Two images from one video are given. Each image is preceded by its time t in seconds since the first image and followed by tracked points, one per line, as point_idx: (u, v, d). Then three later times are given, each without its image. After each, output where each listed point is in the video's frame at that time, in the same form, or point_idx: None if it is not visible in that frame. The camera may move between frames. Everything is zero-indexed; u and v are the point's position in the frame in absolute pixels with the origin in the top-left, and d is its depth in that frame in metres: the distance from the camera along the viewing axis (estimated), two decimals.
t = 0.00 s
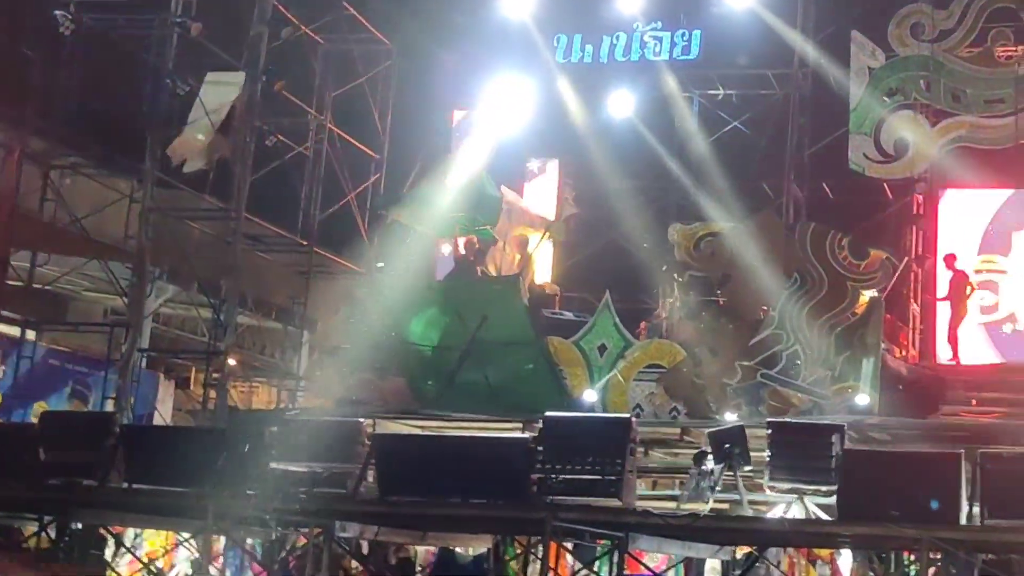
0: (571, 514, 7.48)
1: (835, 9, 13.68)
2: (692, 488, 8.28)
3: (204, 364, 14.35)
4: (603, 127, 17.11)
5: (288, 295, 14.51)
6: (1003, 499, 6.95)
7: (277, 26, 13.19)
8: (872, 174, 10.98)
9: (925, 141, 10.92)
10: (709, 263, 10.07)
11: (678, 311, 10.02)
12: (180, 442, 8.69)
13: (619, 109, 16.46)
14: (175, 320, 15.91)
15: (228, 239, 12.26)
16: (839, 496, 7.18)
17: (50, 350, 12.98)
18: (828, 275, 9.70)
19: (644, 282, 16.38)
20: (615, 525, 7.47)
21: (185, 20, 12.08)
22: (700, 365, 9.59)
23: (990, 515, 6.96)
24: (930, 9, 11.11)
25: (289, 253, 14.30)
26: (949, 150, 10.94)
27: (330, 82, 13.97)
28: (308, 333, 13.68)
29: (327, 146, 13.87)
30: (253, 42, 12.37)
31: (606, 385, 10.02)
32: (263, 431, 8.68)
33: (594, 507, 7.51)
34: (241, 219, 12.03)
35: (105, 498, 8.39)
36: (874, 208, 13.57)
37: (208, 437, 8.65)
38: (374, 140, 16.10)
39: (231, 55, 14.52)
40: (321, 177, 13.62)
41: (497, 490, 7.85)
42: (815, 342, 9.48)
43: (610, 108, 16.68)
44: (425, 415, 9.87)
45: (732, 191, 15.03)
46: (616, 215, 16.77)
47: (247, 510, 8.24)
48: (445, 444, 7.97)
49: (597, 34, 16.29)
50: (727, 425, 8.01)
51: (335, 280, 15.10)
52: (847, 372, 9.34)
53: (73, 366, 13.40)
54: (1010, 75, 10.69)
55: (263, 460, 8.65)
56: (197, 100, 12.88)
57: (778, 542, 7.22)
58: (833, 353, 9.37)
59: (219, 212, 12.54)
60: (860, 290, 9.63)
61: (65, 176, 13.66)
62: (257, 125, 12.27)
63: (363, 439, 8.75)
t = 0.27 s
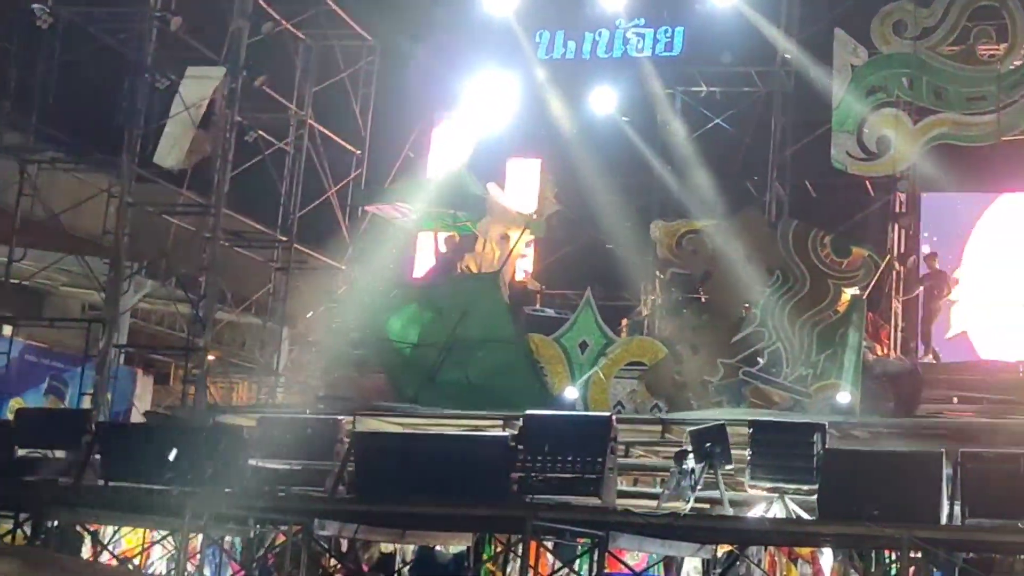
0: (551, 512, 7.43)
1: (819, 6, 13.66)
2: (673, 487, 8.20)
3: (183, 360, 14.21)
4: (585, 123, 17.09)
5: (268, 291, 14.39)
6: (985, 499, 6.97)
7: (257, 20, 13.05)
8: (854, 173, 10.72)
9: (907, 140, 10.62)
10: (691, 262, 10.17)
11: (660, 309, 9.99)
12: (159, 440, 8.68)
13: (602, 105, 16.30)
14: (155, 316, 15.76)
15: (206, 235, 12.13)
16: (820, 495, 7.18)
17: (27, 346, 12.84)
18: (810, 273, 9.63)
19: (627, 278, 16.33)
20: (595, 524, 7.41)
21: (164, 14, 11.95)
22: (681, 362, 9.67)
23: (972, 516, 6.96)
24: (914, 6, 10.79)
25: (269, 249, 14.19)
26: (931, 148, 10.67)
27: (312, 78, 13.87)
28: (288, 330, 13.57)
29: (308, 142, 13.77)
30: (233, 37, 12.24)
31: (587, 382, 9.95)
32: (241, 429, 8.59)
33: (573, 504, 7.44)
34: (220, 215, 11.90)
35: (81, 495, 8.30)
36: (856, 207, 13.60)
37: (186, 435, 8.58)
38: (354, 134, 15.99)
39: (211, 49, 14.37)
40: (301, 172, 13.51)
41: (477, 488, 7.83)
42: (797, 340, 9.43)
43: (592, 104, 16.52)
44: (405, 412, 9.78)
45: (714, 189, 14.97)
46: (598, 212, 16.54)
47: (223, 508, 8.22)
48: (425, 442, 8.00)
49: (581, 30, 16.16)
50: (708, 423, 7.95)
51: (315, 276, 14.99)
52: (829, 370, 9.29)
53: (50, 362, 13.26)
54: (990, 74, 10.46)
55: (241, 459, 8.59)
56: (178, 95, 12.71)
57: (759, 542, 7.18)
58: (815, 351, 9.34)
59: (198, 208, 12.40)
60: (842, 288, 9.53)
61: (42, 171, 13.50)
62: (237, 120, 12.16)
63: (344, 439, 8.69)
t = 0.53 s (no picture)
0: (528, 513, 7.37)
1: (797, 6, 13.63)
2: (649, 487, 8.15)
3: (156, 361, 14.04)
4: (562, 124, 16.64)
5: (243, 291, 14.24)
6: (961, 498, 6.98)
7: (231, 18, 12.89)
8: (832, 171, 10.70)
9: (885, 140, 10.60)
10: (669, 262, 10.04)
11: (637, 308, 9.94)
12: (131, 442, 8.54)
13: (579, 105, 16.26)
14: (128, 316, 15.57)
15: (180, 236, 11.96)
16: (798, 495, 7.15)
17: None
18: (788, 274, 9.61)
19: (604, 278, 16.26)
20: (572, 525, 7.37)
21: (137, 12, 11.79)
22: (659, 363, 9.62)
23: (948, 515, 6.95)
24: (892, 6, 10.72)
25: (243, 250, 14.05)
26: (908, 147, 10.66)
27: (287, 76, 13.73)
28: (263, 330, 13.43)
29: (282, 141, 13.63)
30: (207, 35, 12.08)
31: (563, 382, 9.88)
32: (213, 432, 8.47)
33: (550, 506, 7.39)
34: (194, 215, 11.74)
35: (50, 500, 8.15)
36: (832, 206, 13.61)
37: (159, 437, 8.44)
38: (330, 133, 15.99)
39: (185, 47, 14.20)
40: (276, 172, 13.37)
41: (453, 490, 7.77)
42: (775, 339, 9.43)
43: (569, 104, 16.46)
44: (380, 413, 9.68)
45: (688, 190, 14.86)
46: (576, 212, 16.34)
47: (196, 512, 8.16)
48: (400, 443, 7.95)
49: (558, 30, 16.26)
50: (685, 423, 7.91)
51: (290, 276, 14.85)
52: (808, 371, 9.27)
53: (21, 364, 13.07)
54: (968, 73, 10.50)
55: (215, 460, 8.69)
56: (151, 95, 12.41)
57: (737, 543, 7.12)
58: (793, 353, 9.31)
59: (172, 209, 12.22)
60: (820, 288, 9.50)
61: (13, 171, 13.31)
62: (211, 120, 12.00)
63: (316, 439, 8.61)
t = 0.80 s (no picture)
0: (499, 514, 7.35)
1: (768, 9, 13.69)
2: (622, 487, 8.14)
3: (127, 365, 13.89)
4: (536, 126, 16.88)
5: (213, 294, 14.11)
6: (929, 493, 7.11)
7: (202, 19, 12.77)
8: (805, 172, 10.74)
9: (856, 140, 10.67)
10: (642, 263, 10.16)
11: (610, 310, 9.93)
12: (99, 445, 8.42)
13: (552, 106, 16.28)
14: (98, 320, 15.41)
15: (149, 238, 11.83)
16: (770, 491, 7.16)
17: None
18: (761, 273, 9.64)
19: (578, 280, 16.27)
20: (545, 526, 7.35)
21: (106, 14, 11.65)
22: (632, 364, 9.61)
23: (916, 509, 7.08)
24: (864, 8, 10.85)
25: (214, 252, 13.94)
26: (881, 148, 10.73)
27: (257, 77, 13.63)
28: (234, 333, 13.31)
29: (253, 143, 13.53)
30: (177, 36, 11.98)
31: (537, 383, 9.85)
32: (183, 435, 8.36)
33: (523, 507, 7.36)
34: (164, 216, 11.60)
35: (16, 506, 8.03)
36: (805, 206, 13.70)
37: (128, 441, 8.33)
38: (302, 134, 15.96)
39: (155, 48, 14.05)
40: (247, 174, 13.26)
41: (426, 490, 7.77)
42: (749, 339, 9.44)
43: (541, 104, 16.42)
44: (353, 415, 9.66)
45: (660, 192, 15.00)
46: (547, 214, 16.49)
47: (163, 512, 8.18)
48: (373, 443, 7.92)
49: (531, 32, 15.91)
50: (657, 423, 7.90)
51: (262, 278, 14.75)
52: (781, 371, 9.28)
53: None
54: (939, 74, 10.58)
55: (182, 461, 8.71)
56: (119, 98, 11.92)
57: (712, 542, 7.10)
58: (767, 352, 9.32)
59: (142, 211, 12.08)
60: (793, 288, 9.55)
61: None
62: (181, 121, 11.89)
63: (288, 441, 8.54)
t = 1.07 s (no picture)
0: (470, 518, 7.44)
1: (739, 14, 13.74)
2: (596, 490, 8.08)
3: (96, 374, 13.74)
4: (508, 129, 16.92)
5: (185, 301, 14.00)
6: (905, 493, 7.15)
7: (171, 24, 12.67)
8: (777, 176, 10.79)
9: (830, 142, 10.74)
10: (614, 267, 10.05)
11: (583, 315, 9.90)
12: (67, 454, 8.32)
13: (523, 111, 16.26)
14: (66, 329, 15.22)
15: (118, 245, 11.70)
16: (744, 493, 7.17)
17: None
18: (735, 278, 9.58)
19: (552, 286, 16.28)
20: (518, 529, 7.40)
21: (74, 19, 11.53)
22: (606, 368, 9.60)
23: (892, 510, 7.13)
24: (835, 12, 10.84)
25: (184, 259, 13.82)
26: (853, 152, 10.81)
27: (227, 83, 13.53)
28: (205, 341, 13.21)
29: (223, 149, 13.44)
30: (144, 41, 11.86)
31: (511, 388, 9.76)
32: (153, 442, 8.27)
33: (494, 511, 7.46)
34: (132, 223, 11.48)
35: None
36: (776, 211, 13.76)
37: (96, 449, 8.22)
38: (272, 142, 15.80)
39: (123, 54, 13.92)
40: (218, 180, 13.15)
41: (399, 494, 7.81)
42: (724, 342, 9.42)
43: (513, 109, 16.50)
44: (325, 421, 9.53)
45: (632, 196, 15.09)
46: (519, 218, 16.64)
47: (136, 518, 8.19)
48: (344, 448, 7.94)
49: (502, 36, 15.63)
50: (630, 425, 7.89)
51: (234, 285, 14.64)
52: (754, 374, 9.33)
53: None
54: (911, 78, 10.65)
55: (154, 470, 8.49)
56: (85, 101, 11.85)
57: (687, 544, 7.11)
58: (741, 357, 9.33)
59: (110, 218, 11.94)
60: (767, 292, 9.53)
61: None
62: (150, 128, 11.76)
63: (259, 446, 8.44)
